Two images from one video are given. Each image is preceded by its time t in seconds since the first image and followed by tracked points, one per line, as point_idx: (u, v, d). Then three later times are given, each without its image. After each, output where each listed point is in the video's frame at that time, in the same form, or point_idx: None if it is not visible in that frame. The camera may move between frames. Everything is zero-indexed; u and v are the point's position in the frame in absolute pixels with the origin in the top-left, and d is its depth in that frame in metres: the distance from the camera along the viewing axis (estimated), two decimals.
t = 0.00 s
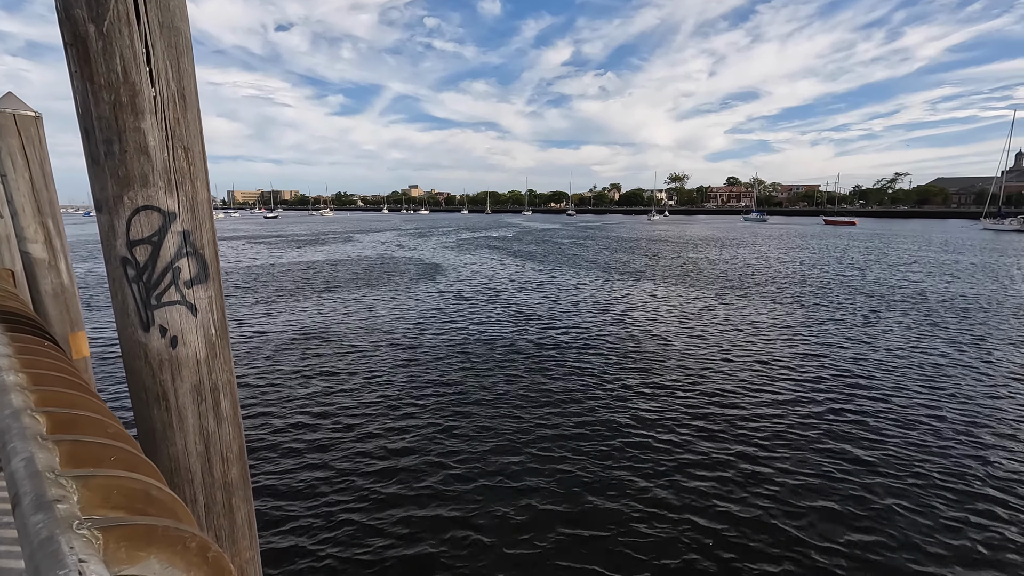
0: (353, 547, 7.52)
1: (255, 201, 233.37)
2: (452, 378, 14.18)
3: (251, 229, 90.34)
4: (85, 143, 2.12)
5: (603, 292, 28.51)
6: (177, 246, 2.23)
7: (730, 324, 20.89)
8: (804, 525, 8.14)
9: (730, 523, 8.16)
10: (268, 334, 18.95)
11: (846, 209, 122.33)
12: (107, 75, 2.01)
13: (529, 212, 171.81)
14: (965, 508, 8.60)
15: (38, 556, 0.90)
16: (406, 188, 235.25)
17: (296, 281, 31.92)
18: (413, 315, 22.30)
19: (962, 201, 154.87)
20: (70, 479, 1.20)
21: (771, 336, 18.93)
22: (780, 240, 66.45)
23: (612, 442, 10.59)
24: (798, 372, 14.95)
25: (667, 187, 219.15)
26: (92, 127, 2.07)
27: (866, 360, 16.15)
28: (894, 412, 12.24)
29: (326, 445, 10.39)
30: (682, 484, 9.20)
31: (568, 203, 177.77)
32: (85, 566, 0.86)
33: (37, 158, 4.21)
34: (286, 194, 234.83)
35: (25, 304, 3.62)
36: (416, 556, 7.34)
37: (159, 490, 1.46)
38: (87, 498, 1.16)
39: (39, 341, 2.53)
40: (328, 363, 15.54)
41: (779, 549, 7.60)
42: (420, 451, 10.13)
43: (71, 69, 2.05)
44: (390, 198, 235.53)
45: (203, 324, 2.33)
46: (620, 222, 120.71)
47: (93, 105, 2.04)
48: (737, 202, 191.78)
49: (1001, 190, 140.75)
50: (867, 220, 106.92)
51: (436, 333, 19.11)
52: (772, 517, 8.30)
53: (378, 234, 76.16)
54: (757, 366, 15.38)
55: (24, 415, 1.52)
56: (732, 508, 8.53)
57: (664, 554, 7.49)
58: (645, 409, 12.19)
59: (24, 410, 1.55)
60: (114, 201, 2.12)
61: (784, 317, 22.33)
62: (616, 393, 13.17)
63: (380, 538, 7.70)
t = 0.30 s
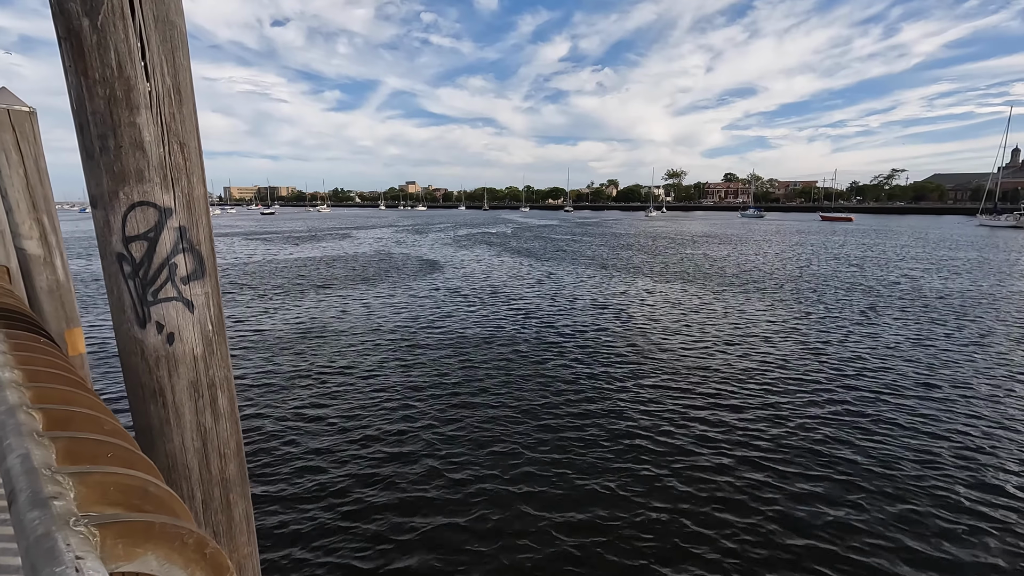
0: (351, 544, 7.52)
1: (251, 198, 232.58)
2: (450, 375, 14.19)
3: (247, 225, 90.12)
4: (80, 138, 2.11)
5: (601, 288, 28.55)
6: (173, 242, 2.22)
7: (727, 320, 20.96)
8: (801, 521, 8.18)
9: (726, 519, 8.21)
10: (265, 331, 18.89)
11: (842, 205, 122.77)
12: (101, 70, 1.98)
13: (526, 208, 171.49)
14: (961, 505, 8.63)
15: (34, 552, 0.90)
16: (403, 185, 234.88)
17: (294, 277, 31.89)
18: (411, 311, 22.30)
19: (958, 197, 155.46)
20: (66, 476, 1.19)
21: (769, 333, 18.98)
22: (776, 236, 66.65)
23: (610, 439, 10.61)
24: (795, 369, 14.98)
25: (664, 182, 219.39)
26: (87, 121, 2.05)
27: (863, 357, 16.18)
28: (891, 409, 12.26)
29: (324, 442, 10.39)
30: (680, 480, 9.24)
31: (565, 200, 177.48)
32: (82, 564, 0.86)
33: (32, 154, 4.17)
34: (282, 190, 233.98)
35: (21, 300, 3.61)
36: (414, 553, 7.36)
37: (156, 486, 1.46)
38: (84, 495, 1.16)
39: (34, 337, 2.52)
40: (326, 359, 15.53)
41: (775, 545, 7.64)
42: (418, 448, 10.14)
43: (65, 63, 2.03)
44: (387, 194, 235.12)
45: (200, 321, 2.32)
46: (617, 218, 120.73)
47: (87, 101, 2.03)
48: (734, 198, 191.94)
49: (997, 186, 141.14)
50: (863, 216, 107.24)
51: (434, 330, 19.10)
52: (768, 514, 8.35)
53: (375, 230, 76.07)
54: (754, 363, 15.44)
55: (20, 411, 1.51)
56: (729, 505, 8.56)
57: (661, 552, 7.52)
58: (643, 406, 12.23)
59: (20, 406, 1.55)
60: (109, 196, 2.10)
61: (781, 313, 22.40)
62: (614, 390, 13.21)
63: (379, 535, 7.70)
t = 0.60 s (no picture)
0: (354, 543, 7.55)
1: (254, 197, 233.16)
2: (452, 374, 14.20)
3: (250, 224, 90.36)
4: (82, 137, 2.11)
5: (603, 287, 28.54)
6: (175, 241, 2.23)
7: (729, 320, 20.93)
8: (802, 521, 8.17)
9: (728, 520, 8.19)
10: (267, 330, 18.90)
11: (844, 204, 122.55)
12: (103, 69, 1.99)
13: (528, 207, 171.55)
14: (967, 506, 8.58)
15: (37, 549, 0.90)
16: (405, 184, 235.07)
17: (296, 276, 31.97)
18: (412, 310, 22.29)
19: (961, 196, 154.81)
20: (69, 475, 1.19)
21: (771, 332, 18.95)
22: (779, 235, 66.50)
23: (611, 438, 10.61)
24: (799, 368, 14.92)
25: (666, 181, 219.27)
26: (89, 121, 2.06)
27: (868, 357, 16.10)
28: (896, 409, 12.20)
29: (326, 441, 10.42)
30: (682, 480, 9.24)
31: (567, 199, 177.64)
32: (85, 562, 0.87)
33: (34, 152, 4.19)
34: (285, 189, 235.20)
35: (24, 299, 3.62)
36: (416, 553, 7.37)
37: (158, 485, 1.46)
38: (87, 493, 1.17)
39: (37, 336, 2.53)
40: (328, 358, 15.57)
41: (777, 545, 7.63)
42: (420, 448, 10.15)
43: (68, 63, 2.03)
44: (389, 193, 235.83)
45: (202, 320, 2.33)
46: (619, 217, 120.60)
47: (89, 100, 2.03)
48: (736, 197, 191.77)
49: (1001, 184, 140.68)
50: (867, 216, 106.86)
51: (436, 328, 19.12)
52: (770, 514, 8.33)
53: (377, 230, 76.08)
54: (756, 362, 15.42)
55: (23, 410, 1.52)
56: (730, 504, 8.57)
57: (664, 551, 7.52)
58: (645, 405, 12.23)
59: (23, 405, 1.56)
60: (111, 196, 2.10)
61: (784, 312, 22.36)
62: (616, 389, 13.20)
63: (381, 535, 7.72)
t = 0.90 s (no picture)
0: (346, 541, 7.55)
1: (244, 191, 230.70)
2: (445, 370, 14.19)
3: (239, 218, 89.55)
4: (64, 130, 2.06)
5: (595, 282, 28.62)
6: (162, 236, 2.19)
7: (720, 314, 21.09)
8: (791, 516, 8.28)
9: (719, 515, 8.29)
10: (258, 326, 18.73)
11: (834, 199, 123.53)
12: (85, 60, 1.94)
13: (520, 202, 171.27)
14: (955, 500, 8.73)
15: (18, 550, 0.88)
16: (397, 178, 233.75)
17: (287, 271, 31.78)
18: (405, 306, 22.24)
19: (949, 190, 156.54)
20: (52, 473, 1.17)
21: (761, 326, 19.12)
22: (769, 230, 67.04)
23: (604, 434, 10.67)
24: (790, 363, 15.05)
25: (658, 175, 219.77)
26: (71, 113, 2.01)
27: (858, 351, 16.27)
28: (886, 404, 12.34)
29: (318, 438, 10.38)
30: (673, 475, 9.32)
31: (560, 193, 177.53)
32: (68, 561, 0.85)
33: (17, 146, 4.11)
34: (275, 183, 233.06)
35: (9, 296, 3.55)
36: (409, 551, 7.38)
37: (145, 482, 1.45)
38: (71, 491, 1.15)
39: (21, 332, 2.48)
40: (319, 354, 15.49)
41: (766, 540, 7.73)
42: (413, 445, 10.15)
43: (49, 54, 1.99)
44: (381, 187, 235.11)
45: (189, 316, 2.30)
46: (611, 211, 120.76)
47: (71, 92, 1.98)
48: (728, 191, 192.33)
49: (989, 179, 142.31)
50: (856, 210, 107.81)
51: (428, 324, 19.10)
52: (760, 508, 8.44)
53: (369, 224, 75.69)
54: (746, 357, 15.57)
55: (5, 408, 1.49)
56: (721, 499, 8.67)
57: (656, 547, 7.59)
58: (636, 400, 12.31)
59: (5, 403, 1.52)
60: (96, 189, 2.07)
61: (774, 307, 22.58)
62: (608, 384, 13.27)
63: (374, 533, 7.72)
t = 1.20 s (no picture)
0: (344, 539, 7.54)
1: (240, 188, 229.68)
2: (442, 368, 14.16)
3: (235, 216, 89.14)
4: (59, 126, 2.05)
5: (593, 279, 28.61)
6: (157, 234, 2.18)
7: (718, 312, 21.11)
8: (788, 512, 8.32)
9: (716, 512, 8.32)
10: (255, 324, 18.65)
11: (830, 197, 123.80)
12: (79, 56, 1.93)
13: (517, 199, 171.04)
14: (952, 498, 8.75)
15: (13, 548, 0.88)
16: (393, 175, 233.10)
17: (284, 269, 31.66)
18: (402, 304, 22.18)
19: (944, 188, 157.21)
20: (48, 471, 1.17)
21: (758, 324, 19.15)
22: (766, 228, 67.17)
23: (601, 432, 10.69)
24: (788, 361, 15.06)
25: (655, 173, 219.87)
26: (66, 109, 2.00)
27: (856, 349, 16.27)
28: (883, 402, 12.38)
29: (315, 436, 10.36)
30: (671, 472, 9.34)
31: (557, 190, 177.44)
32: (63, 559, 0.85)
33: (11, 143, 4.06)
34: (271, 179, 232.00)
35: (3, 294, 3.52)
36: (406, 548, 7.38)
37: (142, 480, 1.44)
38: (67, 489, 1.14)
39: (17, 330, 2.47)
40: (316, 352, 15.44)
41: (763, 536, 7.77)
42: (410, 443, 10.15)
43: (44, 50, 1.97)
44: (378, 184, 234.70)
45: (186, 313, 2.29)
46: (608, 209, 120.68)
47: (66, 88, 1.97)
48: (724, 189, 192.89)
49: (985, 176, 142.60)
50: (852, 208, 108.11)
51: (425, 322, 19.07)
52: (757, 505, 8.47)
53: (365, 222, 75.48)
54: (743, 354, 15.60)
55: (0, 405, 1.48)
56: (718, 496, 8.69)
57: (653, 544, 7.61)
58: (634, 398, 12.33)
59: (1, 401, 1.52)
60: (91, 186, 2.05)
61: (771, 304, 22.61)
62: (605, 382, 13.28)
63: (372, 530, 7.72)
